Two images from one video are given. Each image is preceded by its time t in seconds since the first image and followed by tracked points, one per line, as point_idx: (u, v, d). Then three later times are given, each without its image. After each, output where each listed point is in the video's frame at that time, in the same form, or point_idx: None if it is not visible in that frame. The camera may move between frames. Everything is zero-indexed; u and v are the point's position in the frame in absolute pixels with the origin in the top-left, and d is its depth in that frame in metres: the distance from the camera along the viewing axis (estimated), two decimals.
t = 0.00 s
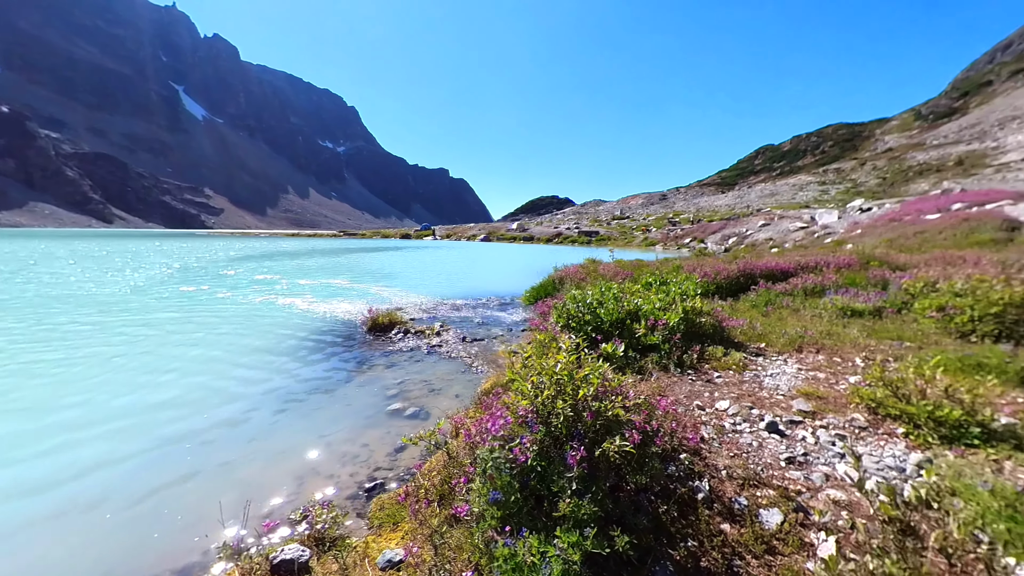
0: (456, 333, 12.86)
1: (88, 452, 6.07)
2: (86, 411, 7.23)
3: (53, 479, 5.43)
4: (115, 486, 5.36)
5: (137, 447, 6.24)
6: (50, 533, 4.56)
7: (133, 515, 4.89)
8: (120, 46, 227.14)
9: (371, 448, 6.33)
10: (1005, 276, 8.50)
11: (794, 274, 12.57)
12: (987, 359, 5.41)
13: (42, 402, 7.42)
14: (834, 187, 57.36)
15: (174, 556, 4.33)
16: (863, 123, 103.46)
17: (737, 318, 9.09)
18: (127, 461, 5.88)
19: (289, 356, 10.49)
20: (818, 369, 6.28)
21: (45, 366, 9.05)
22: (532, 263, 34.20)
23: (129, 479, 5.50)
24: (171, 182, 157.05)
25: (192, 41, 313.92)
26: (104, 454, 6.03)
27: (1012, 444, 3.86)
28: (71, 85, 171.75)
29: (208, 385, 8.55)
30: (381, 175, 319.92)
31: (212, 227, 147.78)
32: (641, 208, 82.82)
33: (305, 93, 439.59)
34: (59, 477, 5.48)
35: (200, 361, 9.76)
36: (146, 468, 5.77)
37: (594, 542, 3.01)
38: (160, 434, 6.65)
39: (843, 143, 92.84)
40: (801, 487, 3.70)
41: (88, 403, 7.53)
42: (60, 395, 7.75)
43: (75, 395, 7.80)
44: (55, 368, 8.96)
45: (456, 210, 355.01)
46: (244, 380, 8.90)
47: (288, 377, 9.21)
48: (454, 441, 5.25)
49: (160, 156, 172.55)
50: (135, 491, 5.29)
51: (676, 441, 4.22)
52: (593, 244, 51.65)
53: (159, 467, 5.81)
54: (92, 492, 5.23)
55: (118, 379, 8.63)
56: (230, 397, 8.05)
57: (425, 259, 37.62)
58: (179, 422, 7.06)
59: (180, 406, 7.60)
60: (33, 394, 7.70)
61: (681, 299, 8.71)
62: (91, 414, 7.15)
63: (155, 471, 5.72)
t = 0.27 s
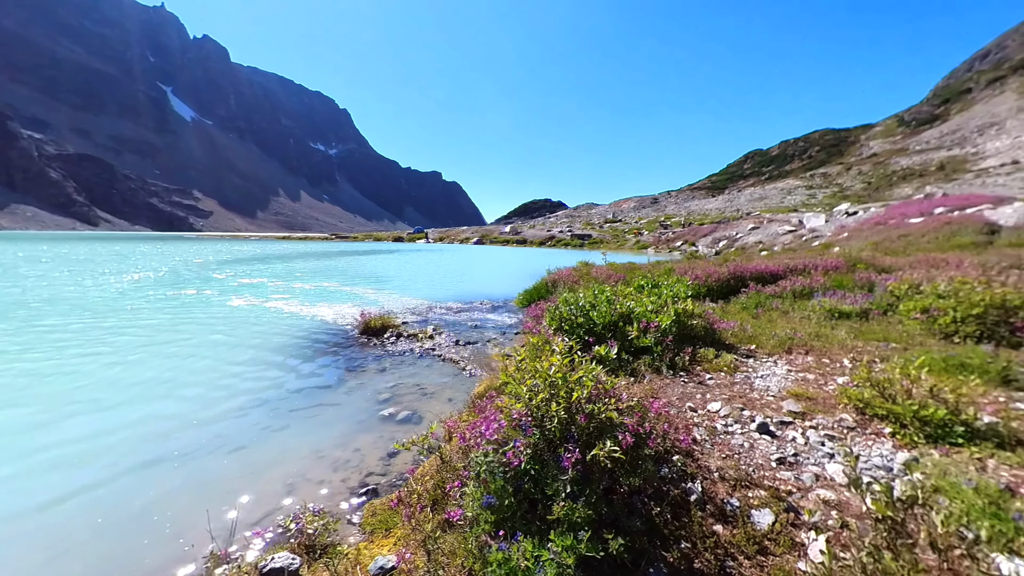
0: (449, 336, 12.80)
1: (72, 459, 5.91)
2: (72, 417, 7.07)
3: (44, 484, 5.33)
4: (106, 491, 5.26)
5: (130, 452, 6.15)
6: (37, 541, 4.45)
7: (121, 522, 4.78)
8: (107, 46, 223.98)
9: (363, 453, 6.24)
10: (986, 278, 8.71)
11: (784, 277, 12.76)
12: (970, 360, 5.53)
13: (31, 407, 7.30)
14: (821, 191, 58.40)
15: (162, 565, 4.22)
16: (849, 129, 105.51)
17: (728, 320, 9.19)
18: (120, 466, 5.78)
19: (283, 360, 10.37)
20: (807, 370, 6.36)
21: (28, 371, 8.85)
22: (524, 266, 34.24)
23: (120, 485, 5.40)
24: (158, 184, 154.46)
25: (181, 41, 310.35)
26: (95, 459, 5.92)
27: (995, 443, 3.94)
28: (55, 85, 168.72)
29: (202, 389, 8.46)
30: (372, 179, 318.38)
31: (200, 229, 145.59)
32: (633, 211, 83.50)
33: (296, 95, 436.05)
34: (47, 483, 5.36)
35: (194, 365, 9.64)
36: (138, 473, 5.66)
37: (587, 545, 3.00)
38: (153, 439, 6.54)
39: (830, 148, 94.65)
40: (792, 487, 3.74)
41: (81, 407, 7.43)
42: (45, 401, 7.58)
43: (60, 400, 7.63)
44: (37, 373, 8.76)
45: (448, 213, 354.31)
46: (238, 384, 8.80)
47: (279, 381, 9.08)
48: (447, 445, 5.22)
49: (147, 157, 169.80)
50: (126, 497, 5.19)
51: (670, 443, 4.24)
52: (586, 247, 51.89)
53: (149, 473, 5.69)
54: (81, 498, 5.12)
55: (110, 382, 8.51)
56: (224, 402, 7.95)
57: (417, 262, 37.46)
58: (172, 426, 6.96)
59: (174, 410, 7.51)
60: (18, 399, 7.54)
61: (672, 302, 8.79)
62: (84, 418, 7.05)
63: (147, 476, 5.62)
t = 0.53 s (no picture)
0: (442, 339, 12.75)
1: (59, 465, 5.77)
2: (59, 422, 6.93)
3: (31, 491, 5.23)
4: (94, 498, 5.16)
5: (121, 458, 6.04)
6: (21, 551, 4.34)
7: (108, 530, 4.68)
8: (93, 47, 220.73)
9: (355, 459, 6.16)
10: (968, 281, 8.92)
11: (773, 279, 12.95)
12: (953, 360, 5.66)
13: (20, 411, 7.18)
14: (808, 195, 59.48)
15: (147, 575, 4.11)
16: (835, 134, 107.69)
17: (719, 322, 9.30)
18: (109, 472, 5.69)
19: (275, 364, 10.25)
20: (796, 372, 6.45)
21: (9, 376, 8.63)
22: (517, 269, 34.26)
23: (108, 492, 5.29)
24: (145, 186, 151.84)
25: (170, 42, 306.86)
26: (84, 465, 5.83)
27: (978, 442, 4.04)
28: (38, 86, 165.59)
29: (195, 393, 8.36)
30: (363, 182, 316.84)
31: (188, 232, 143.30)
32: (625, 214, 84.21)
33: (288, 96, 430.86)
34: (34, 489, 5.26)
35: (186, 369, 9.52)
36: (126, 480, 5.55)
37: (581, 548, 3.00)
38: (143, 444, 6.44)
39: (816, 153, 96.51)
40: (782, 488, 3.78)
41: (70, 411, 7.32)
42: (29, 406, 7.41)
43: (47, 405, 7.48)
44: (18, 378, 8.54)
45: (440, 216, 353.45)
46: (231, 388, 8.70)
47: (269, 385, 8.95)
48: (439, 449, 5.17)
49: (132, 159, 167.03)
50: (114, 504, 5.09)
51: (663, 445, 4.26)
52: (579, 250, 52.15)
53: (138, 479, 5.59)
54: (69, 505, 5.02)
55: (100, 386, 8.39)
56: (217, 406, 7.86)
57: (409, 266, 37.31)
58: (164, 431, 6.86)
59: (167, 415, 7.41)
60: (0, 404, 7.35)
61: (664, 304, 8.88)
62: (74, 422, 6.95)
63: (136, 482, 5.52)
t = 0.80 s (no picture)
0: (435, 343, 12.68)
1: (46, 472, 5.67)
2: (47, 427, 6.82)
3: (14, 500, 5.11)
4: (80, 507, 5.06)
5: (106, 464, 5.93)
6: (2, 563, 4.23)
7: (92, 541, 4.57)
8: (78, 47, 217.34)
9: (347, 464, 6.08)
10: (951, 283, 9.13)
11: (763, 281, 13.11)
12: (937, 361, 5.79)
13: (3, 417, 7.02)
14: (796, 199, 60.52)
15: None
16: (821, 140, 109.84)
17: (710, 325, 9.39)
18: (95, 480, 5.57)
19: (265, 368, 10.12)
20: (786, 373, 6.53)
21: None
22: (509, 272, 34.24)
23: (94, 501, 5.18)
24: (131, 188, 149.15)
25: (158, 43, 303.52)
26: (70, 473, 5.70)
27: (962, 441, 4.12)
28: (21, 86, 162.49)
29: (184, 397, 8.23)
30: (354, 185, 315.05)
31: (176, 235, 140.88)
32: (617, 218, 84.83)
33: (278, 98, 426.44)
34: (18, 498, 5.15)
35: (174, 373, 9.38)
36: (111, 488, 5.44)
37: (575, 552, 2.99)
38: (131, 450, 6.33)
39: (803, 158, 98.33)
40: (774, 488, 3.81)
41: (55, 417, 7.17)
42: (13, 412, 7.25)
43: (35, 410, 7.36)
44: None
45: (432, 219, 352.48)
46: (220, 392, 8.58)
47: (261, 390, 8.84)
48: (432, 454, 5.14)
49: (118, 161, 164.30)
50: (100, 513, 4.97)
51: (656, 447, 4.28)
52: (571, 253, 52.36)
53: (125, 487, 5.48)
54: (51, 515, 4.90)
55: (85, 391, 8.22)
56: (206, 411, 7.74)
57: (401, 269, 37.10)
58: (151, 437, 6.74)
59: (154, 420, 7.27)
60: None
61: (656, 307, 8.94)
62: (59, 428, 6.81)
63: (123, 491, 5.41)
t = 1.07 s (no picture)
0: (428, 346, 12.61)
1: (33, 479, 5.55)
2: (35, 432, 6.70)
3: None
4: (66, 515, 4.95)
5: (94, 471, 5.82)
6: None
7: (78, 550, 4.46)
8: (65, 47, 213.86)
9: (338, 470, 6.00)
10: (935, 286, 9.34)
11: (753, 284, 13.24)
12: (922, 361, 5.91)
13: None
14: (785, 203, 61.60)
15: None
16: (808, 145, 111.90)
17: (701, 327, 9.47)
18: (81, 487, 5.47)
19: (255, 372, 9.98)
20: (776, 374, 6.61)
21: None
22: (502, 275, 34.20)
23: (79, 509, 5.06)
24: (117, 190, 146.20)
25: (146, 44, 300.01)
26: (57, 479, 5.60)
27: (947, 440, 4.21)
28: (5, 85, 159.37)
29: (173, 402, 8.12)
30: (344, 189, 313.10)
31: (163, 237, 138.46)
32: (610, 221, 85.39)
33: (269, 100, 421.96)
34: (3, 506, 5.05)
35: (163, 377, 9.23)
36: (98, 495, 5.34)
37: (569, 556, 2.98)
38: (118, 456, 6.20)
39: (791, 163, 100.09)
40: (766, 489, 3.84)
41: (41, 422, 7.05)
42: None
43: (23, 416, 7.22)
44: None
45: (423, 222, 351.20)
46: (210, 396, 8.48)
47: (253, 394, 8.72)
48: (425, 458, 5.09)
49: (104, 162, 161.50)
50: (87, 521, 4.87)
51: (648, 450, 4.30)
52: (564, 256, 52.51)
53: (112, 493, 5.38)
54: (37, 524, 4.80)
55: (71, 397, 8.06)
56: (195, 415, 7.62)
57: (392, 272, 36.86)
58: (139, 441, 6.63)
59: (143, 425, 7.16)
60: None
61: (648, 309, 9.00)
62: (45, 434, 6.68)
63: (110, 497, 5.31)
